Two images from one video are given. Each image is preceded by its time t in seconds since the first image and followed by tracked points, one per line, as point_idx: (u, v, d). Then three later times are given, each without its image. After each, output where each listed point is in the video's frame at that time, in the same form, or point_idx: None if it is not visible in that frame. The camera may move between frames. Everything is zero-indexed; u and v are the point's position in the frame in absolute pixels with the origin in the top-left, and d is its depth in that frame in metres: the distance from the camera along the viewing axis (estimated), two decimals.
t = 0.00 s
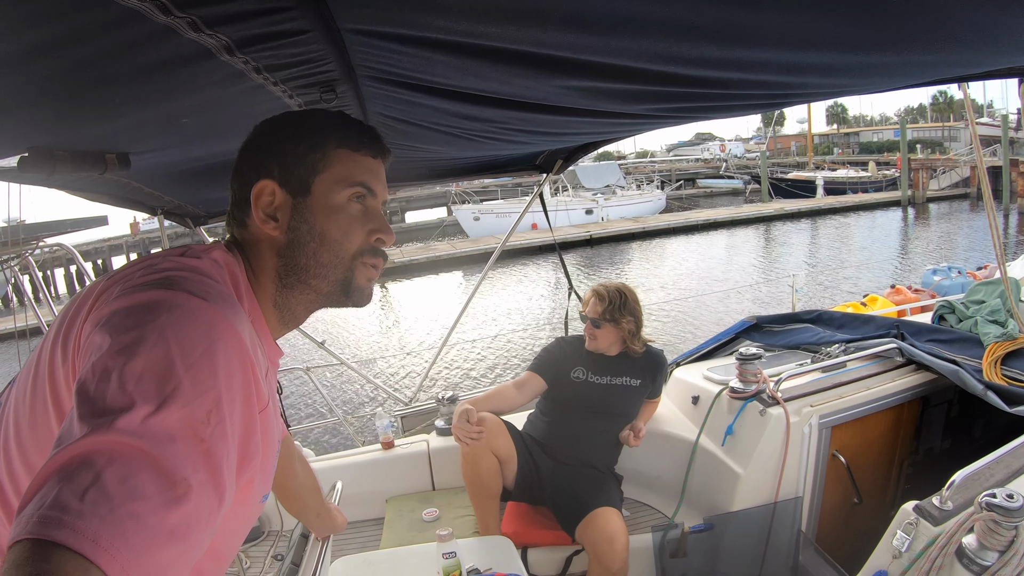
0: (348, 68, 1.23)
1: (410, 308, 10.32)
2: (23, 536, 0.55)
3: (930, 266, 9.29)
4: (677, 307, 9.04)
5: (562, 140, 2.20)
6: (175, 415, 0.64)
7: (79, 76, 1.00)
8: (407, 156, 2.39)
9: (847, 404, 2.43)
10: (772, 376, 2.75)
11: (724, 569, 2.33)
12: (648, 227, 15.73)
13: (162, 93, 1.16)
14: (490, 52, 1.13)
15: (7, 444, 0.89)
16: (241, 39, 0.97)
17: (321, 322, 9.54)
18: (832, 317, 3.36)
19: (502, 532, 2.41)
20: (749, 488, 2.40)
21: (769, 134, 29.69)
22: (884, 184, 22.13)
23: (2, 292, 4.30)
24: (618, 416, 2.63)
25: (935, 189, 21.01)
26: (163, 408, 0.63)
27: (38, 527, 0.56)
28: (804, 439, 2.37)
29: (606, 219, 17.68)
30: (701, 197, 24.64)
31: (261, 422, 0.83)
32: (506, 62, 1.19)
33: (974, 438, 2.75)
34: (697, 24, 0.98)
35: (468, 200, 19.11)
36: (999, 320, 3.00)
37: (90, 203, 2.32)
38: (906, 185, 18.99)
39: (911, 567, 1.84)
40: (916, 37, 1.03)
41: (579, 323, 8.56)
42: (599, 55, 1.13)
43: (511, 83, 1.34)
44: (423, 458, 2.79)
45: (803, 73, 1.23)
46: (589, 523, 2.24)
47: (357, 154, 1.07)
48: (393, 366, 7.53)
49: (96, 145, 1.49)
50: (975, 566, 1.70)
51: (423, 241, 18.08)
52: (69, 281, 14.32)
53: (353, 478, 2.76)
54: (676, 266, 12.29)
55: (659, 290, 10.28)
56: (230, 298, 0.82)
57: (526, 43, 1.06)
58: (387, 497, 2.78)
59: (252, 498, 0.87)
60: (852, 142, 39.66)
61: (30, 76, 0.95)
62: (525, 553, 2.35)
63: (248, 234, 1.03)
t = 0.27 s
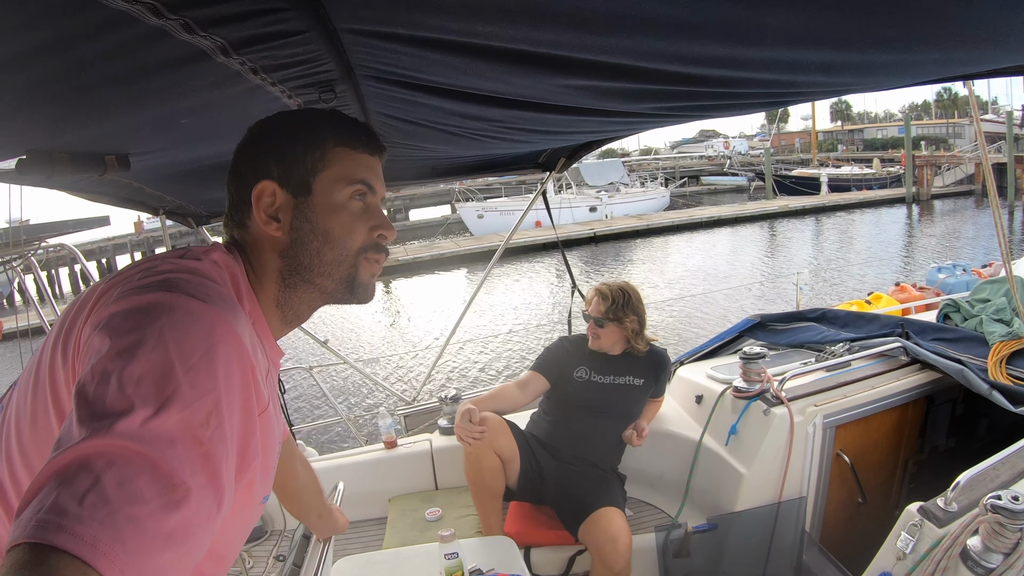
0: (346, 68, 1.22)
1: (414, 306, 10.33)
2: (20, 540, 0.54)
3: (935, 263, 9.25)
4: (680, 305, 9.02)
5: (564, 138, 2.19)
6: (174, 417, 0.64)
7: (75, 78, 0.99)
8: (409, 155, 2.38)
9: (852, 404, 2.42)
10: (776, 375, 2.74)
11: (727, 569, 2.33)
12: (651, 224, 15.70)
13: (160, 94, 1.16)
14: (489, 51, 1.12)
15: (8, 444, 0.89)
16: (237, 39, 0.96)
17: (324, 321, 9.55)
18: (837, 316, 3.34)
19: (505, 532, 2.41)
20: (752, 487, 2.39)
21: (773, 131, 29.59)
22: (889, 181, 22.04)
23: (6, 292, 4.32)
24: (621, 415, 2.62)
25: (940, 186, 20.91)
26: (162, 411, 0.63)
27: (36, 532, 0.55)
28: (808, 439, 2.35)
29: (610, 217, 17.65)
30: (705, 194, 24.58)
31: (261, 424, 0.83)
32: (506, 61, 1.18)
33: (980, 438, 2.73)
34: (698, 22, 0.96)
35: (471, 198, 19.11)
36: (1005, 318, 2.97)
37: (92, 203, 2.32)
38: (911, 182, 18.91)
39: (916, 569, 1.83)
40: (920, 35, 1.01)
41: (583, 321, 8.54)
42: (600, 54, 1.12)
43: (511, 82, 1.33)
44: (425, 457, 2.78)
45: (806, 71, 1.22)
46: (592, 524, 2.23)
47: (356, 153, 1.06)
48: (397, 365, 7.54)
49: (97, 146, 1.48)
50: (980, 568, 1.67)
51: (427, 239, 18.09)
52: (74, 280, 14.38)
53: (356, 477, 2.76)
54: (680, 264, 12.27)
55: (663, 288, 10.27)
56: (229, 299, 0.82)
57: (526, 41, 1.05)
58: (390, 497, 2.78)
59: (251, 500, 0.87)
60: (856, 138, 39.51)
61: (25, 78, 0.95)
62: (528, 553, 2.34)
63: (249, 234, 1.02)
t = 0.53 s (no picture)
0: (345, 64, 1.22)
1: (417, 305, 10.34)
2: (21, 536, 0.54)
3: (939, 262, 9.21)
4: (683, 304, 9.00)
5: (566, 135, 2.18)
6: (174, 413, 0.63)
7: (72, 74, 0.99)
8: (410, 153, 2.38)
9: (855, 402, 2.40)
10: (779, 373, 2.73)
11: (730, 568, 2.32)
12: (654, 223, 15.68)
13: (159, 90, 1.15)
14: (489, 46, 1.12)
15: (7, 441, 0.88)
16: (234, 35, 0.96)
17: (327, 320, 9.55)
18: (840, 314, 3.33)
19: (508, 530, 2.40)
20: (756, 486, 2.38)
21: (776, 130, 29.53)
22: (893, 179, 21.97)
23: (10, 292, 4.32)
24: (623, 413, 2.61)
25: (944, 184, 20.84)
26: (162, 407, 0.63)
27: (36, 528, 0.55)
28: (812, 437, 2.34)
29: (613, 216, 17.64)
30: (708, 193, 24.54)
31: (261, 419, 0.82)
32: (506, 56, 1.17)
33: (983, 437, 2.74)
34: (700, 14, 0.96)
35: (474, 198, 19.10)
36: (1009, 316, 2.96)
37: (93, 202, 2.32)
38: (915, 180, 18.84)
39: (920, 568, 1.82)
40: (923, 27, 1.00)
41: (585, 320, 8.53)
42: (600, 48, 1.12)
43: (511, 77, 1.32)
44: (428, 456, 2.78)
45: (809, 65, 1.21)
46: (595, 522, 2.22)
47: (359, 151, 1.06)
48: (400, 364, 7.55)
49: (96, 143, 1.48)
50: (984, 567, 1.68)
51: (430, 238, 18.09)
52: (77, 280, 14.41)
53: (358, 476, 2.76)
54: (683, 263, 12.25)
55: (666, 286, 10.25)
56: (228, 295, 0.81)
57: (525, 35, 1.04)
58: (392, 495, 2.78)
59: (251, 496, 0.86)
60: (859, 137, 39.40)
61: (21, 74, 0.94)
62: (531, 552, 2.33)
63: (250, 230, 1.01)
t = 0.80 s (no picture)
0: (351, 67, 1.23)
1: (420, 304, 10.35)
2: (24, 538, 0.55)
3: (943, 261, 9.19)
4: (686, 303, 9.00)
5: (570, 136, 2.18)
6: (177, 415, 0.64)
7: (80, 79, 0.99)
8: (414, 154, 2.38)
9: (859, 403, 2.41)
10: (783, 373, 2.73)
11: (734, 567, 2.34)
12: (657, 222, 15.67)
13: (166, 94, 1.16)
14: (494, 50, 1.12)
15: (12, 444, 0.89)
16: (241, 40, 0.96)
17: (331, 319, 9.56)
18: (843, 314, 3.33)
19: (512, 531, 2.41)
20: (759, 486, 2.38)
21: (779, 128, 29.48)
22: (896, 178, 21.92)
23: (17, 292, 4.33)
24: (627, 413, 2.62)
25: (948, 183, 20.79)
26: (165, 409, 0.63)
27: (39, 530, 0.55)
28: (815, 438, 2.35)
29: (616, 215, 17.63)
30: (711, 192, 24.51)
31: (264, 421, 0.83)
32: (511, 60, 1.17)
33: (986, 437, 2.73)
34: (704, 20, 0.96)
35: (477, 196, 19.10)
36: (1013, 317, 2.95)
37: (99, 203, 2.33)
38: (918, 179, 18.79)
39: (922, 569, 1.83)
40: (927, 33, 1.01)
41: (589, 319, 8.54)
42: (605, 53, 1.12)
43: (516, 81, 1.33)
44: (432, 456, 2.79)
45: (813, 69, 1.21)
46: (599, 522, 2.23)
47: (359, 153, 1.07)
48: (403, 363, 7.56)
49: (103, 146, 1.49)
50: (987, 568, 1.68)
51: (433, 237, 18.10)
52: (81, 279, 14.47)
53: (363, 476, 2.77)
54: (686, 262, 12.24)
55: (669, 286, 10.26)
56: (232, 298, 0.82)
57: (531, 40, 1.05)
58: (396, 495, 2.79)
59: (255, 498, 0.87)
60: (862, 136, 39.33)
61: (30, 80, 0.95)
62: (535, 551, 2.34)
63: (253, 234, 1.02)
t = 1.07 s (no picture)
0: (356, 63, 1.23)
1: (422, 302, 10.36)
2: (26, 535, 0.55)
3: (944, 259, 9.18)
4: (688, 301, 9.00)
5: (573, 133, 2.18)
6: (178, 412, 0.65)
7: (86, 75, 1.00)
8: (417, 151, 2.39)
9: (861, 399, 2.41)
10: (786, 369, 2.73)
11: (736, 564, 2.34)
12: (659, 220, 15.66)
13: (171, 89, 1.16)
14: (498, 45, 1.12)
15: (16, 440, 0.90)
16: (247, 34, 0.97)
17: (332, 317, 9.57)
18: (846, 311, 3.33)
19: (514, 527, 2.42)
20: (762, 483, 2.38)
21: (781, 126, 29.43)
22: (898, 176, 21.88)
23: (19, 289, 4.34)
24: (630, 410, 2.62)
25: (950, 181, 20.75)
26: (166, 406, 0.64)
27: (41, 526, 0.56)
28: (818, 434, 2.35)
29: (617, 213, 17.62)
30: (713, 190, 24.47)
31: (268, 418, 0.83)
32: (515, 55, 1.18)
33: (988, 435, 2.71)
34: (709, 15, 0.96)
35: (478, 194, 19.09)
36: (1015, 314, 2.95)
37: (102, 200, 2.34)
38: (920, 177, 18.76)
39: (925, 564, 1.83)
40: (931, 28, 1.01)
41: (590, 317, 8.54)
42: (609, 49, 1.12)
43: (520, 76, 1.33)
44: (434, 452, 2.80)
45: (817, 65, 1.21)
46: (601, 518, 2.24)
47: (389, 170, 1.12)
48: (405, 360, 7.57)
49: (108, 142, 1.49)
50: (989, 564, 1.68)
51: (434, 235, 18.10)
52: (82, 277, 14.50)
53: (365, 473, 2.77)
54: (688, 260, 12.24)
55: (671, 283, 10.26)
56: (235, 294, 0.82)
57: (535, 35, 1.05)
58: (400, 492, 2.80)
59: (258, 495, 0.87)
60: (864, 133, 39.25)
61: (35, 76, 0.95)
62: (537, 548, 2.34)
63: (291, 231, 0.97)
